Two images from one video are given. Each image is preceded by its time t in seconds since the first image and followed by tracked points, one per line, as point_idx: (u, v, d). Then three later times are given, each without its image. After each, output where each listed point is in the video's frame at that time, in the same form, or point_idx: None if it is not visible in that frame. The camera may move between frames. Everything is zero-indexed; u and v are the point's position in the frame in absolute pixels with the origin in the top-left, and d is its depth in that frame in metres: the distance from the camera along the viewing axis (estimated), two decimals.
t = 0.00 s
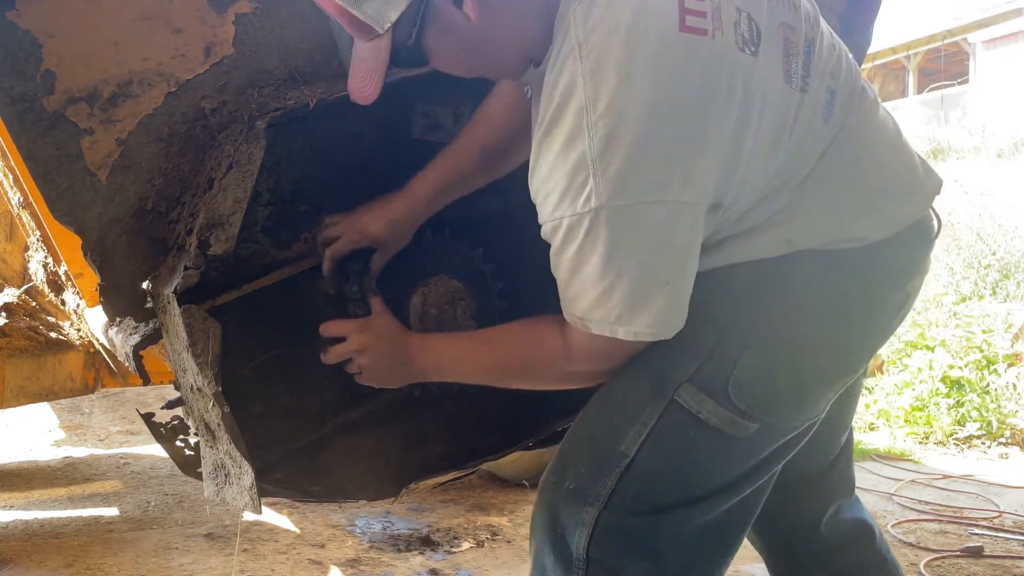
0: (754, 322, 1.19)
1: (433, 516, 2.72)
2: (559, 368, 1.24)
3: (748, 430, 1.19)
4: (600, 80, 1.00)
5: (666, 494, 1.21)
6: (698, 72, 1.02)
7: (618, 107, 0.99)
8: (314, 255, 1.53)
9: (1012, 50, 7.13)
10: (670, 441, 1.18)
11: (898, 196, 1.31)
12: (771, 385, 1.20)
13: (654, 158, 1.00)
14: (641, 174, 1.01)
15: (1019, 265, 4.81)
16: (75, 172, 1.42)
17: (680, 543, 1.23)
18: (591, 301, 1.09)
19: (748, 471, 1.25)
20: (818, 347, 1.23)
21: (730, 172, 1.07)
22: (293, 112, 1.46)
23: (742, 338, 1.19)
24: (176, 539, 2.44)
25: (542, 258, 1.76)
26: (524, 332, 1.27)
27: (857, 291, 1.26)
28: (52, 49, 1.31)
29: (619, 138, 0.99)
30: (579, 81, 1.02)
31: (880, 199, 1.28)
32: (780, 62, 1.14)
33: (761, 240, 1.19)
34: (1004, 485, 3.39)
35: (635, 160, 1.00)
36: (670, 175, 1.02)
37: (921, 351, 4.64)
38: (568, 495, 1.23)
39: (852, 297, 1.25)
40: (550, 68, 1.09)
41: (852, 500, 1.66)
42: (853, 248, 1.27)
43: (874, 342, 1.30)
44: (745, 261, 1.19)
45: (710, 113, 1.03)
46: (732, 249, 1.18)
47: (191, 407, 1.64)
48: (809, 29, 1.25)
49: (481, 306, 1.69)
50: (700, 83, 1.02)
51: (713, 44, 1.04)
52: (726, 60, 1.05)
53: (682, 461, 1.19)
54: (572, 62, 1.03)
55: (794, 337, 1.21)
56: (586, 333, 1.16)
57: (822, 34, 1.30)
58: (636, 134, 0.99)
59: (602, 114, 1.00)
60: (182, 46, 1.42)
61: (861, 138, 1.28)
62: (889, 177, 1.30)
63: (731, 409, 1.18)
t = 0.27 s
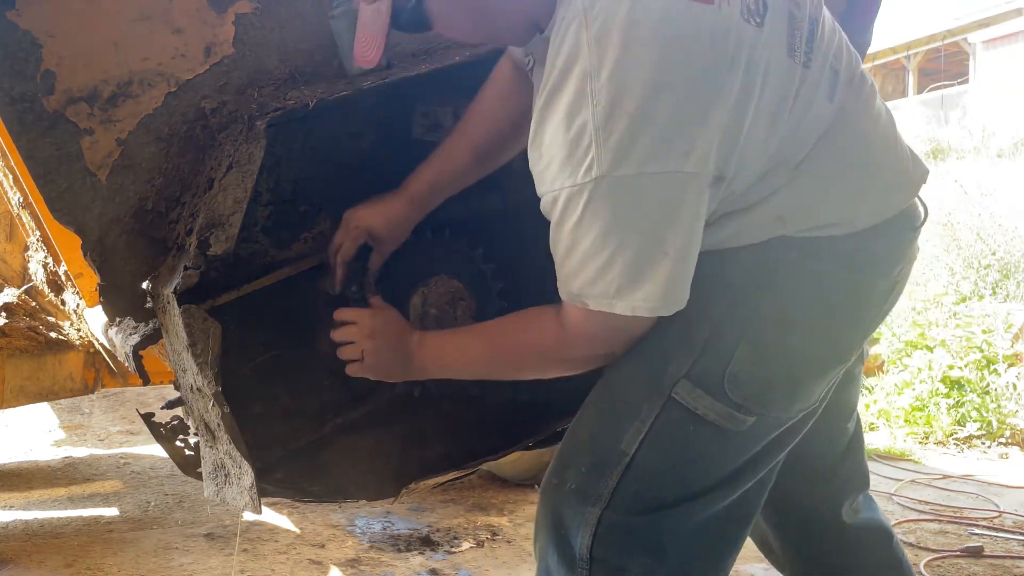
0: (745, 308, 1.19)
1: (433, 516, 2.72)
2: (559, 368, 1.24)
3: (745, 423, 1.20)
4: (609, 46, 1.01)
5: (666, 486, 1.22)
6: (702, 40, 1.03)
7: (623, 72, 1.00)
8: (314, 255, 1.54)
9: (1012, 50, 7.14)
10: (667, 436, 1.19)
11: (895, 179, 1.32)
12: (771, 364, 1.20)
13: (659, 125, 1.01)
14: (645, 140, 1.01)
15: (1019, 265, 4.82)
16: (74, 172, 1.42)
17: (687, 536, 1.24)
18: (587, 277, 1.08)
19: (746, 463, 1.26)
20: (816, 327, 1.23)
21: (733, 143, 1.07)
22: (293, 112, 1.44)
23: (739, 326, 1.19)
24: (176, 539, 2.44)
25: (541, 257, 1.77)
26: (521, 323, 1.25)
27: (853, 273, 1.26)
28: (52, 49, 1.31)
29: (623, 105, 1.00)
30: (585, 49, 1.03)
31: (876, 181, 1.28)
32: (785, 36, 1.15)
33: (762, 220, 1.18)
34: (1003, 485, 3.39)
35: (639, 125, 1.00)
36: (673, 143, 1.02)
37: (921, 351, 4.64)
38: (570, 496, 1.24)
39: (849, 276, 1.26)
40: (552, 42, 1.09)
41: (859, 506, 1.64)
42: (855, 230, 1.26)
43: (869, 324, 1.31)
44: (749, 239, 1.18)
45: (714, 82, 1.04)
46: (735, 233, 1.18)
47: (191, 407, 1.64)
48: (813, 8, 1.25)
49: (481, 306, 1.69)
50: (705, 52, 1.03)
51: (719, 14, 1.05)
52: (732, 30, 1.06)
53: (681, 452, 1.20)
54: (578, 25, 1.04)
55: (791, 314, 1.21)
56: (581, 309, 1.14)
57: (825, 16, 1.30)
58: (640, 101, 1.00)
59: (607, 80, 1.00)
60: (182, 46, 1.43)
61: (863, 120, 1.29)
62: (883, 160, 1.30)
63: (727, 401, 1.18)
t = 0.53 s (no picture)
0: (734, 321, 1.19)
1: (433, 516, 2.72)
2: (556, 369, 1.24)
3: (729, 427, 1.20)
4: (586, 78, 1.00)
5: (648, 488, 1.22)
6: (681, 67, 1.01)
7: (600, 104, 0.99)
8: (314, 255, 1.54)
9: (1012, 50, 7.14)
10: (650, 439, 1.19)
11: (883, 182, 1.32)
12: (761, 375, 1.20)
13: (640, 154, 1.01)
14: (626, 171, 1.01)
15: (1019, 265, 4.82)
16: (74, 172, 1.42)
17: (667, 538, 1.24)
18: (576, 299, 1.09)
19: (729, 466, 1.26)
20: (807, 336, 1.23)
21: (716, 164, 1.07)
22: (294, 113, 1.46)
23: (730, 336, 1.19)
24: (176, 539, 2.44)
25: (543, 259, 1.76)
26: (524, 328, 1.27)
27: (842, 279, 1.27)
28: (52, 49, 1.31)
29: (602, 136, 1.00)
30: (564, 78, 1.02)
31: (861, 192, 1.28)
32: (767, 55, 1.13)
33: (748, 238, 1.18)
34: (1004, 485, 3.39)
35: (619, 156, 1.00)
36: (655, 170, 1.02)
37: (921, 351, 4.63)
38: (552, 494, 1.24)
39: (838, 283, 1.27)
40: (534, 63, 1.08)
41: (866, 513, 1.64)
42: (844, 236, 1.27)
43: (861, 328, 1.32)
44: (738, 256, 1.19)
45: (694, 108, 1.02)
46: (725, 250, 1.18)
47: (191, 406, 1.64)
48: (793, 21, 1.22)
49: (481, 306, 1.69)
50: (684, 80, 1.01)
51: (696, 39, 1.02)
52: (711, 53, 1.04)
53: (665, 458, 1.20)
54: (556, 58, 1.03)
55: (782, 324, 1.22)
56: (573, 331, 1.15)
57: (805, 26, 1.28)
58: (619, 132, 1.00)
59: (584, 113, 1.00)
60: (182, 46, 1.42)
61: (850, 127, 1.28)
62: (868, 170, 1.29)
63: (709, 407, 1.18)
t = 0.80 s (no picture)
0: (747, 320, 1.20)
1: (433, 516, 2.72)
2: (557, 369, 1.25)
3: (748, 426, 1.20)
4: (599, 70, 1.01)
5: (665, 487, 1.22)
6: (695, 57, 1.01)
7: (614, 95, 1.00)
8: (314, 255, 1.54)
9: (1012, 51, 7.15)
10: (666, 438, 1.20)
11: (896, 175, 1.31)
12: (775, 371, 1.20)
13: (656, 144, 1.00)
14: (643, 159, 1.00)
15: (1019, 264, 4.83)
16: (74, 172, 1.42)
17: (688, 541, 1.23)
18: (590, 293, 1.10)
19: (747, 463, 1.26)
20: (821, 331, 1.24)
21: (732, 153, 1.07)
22: (293, 112, 1.47)
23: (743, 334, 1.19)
24: (176, 539, 2.44)
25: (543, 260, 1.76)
26: (527, 332, 1.27)
27: (857, 274, 1.27)
28: (52, 49, 1.31)
29: (615, 128, 1.00)
30: (576, 72, 1.03)
31: (874, 183, 1.28)
32: (778, 45, 1.13)
33: (759, 231, 1.19)
34: (1003, 485, 3.39)
35: (634, 146, 1.00)
36: (672, 159, 1.01)
37: (921, 351, 4.63)
38: (568, 498, 1.24)
39: (852, 277, 1.26)
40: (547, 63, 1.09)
41: (886, 512, 1.64)
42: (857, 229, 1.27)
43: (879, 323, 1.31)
44: (750, 251, 1.20)
45: (708, 95, 1.02)
46: (736, 247, 1.19)
47: (191, 407, 1.64)
48: (803, 11, 1.23)
49: (480, 306, 1.69)
50: (698, 68, 1.01)
51: (708, 28, 1.03)
52: (722, 40, 1.04)
53: (683, 458, 1.20)
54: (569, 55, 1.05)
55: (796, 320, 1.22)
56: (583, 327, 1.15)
57: (814, 18, 1.28)
58: (633, 121, 0.99)
59: (598, 105, 1.01)
60: (182, 45, 1.43)
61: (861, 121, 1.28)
62: (880, 160, 1.29)
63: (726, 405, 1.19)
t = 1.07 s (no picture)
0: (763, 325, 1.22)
1: (433, 516, 2.72)
2: (561, 375, 1.24)
3: (762, 428, 1.23)
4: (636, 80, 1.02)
5: (679, 489, 1.26)
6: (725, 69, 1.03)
7: (653, 107, 1.01)
8: (314, 255, 1.54)
9: (1012, 51, 7.15)
10: (681, 442, 1.23)
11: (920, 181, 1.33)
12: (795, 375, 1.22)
13: (691, 156, 1.01)
14: (685, 170, 1.01)
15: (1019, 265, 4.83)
16: (75, 172, 1.42)
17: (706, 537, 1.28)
18: (610, 309, 1.10)
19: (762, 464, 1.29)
20: (843, 336, 1.25)
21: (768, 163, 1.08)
22: (293, 112, 1.48)
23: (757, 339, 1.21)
24: (175, 539, 2.44)
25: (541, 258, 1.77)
26: (534, 337, 1.26)
27: (879, 279, 1.28)
28: (52, 49, 1.30)
29: (650, 141, 1.01)
30: (609, 84, 1.03)
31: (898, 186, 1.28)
32: (810, 53, 1.14)
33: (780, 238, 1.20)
34: (1004, 485, 3.39)
35: (675, 157, 1.01)
36: (709, 170, 1.02)
37: (921, 351, 4.62)
38: (583, 502, 1.29)
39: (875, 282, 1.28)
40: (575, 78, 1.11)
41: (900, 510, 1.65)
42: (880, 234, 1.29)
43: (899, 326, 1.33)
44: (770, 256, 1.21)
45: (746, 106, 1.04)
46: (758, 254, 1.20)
47: (191, 407, 1.64)
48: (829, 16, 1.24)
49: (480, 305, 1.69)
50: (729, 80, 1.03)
51: (739, 40, 1.05)
52: (756, 51, 1.06)
53: (699, 461, 1.24)
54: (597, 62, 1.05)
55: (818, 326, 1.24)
56: (597, 338, 1.16)
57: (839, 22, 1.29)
58: (673, 132, 1.01)
59: (635, 115, 1.01)
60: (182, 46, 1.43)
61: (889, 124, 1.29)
62: (905, 165, 1.30)
63: (740, 412, 1.21)
